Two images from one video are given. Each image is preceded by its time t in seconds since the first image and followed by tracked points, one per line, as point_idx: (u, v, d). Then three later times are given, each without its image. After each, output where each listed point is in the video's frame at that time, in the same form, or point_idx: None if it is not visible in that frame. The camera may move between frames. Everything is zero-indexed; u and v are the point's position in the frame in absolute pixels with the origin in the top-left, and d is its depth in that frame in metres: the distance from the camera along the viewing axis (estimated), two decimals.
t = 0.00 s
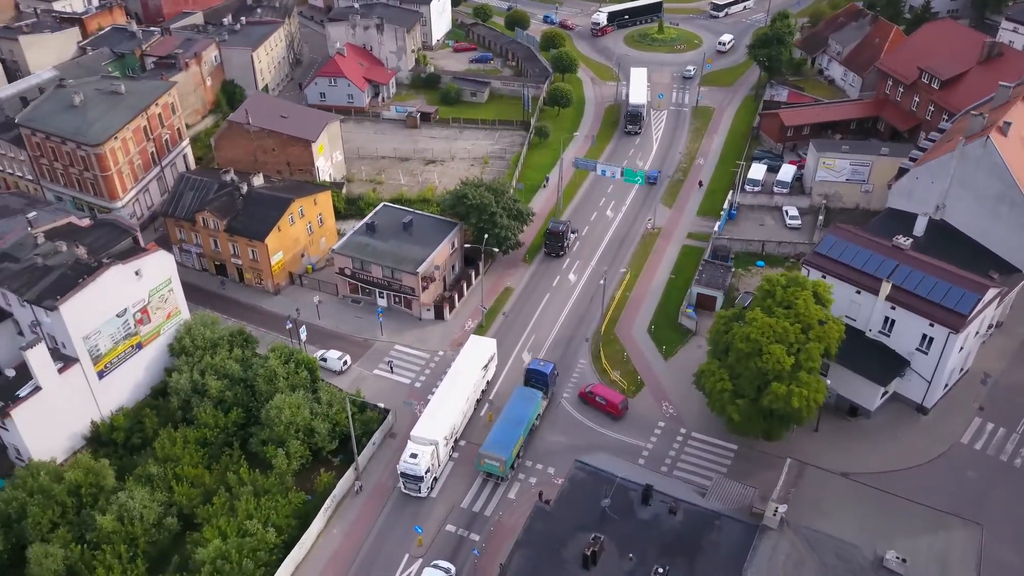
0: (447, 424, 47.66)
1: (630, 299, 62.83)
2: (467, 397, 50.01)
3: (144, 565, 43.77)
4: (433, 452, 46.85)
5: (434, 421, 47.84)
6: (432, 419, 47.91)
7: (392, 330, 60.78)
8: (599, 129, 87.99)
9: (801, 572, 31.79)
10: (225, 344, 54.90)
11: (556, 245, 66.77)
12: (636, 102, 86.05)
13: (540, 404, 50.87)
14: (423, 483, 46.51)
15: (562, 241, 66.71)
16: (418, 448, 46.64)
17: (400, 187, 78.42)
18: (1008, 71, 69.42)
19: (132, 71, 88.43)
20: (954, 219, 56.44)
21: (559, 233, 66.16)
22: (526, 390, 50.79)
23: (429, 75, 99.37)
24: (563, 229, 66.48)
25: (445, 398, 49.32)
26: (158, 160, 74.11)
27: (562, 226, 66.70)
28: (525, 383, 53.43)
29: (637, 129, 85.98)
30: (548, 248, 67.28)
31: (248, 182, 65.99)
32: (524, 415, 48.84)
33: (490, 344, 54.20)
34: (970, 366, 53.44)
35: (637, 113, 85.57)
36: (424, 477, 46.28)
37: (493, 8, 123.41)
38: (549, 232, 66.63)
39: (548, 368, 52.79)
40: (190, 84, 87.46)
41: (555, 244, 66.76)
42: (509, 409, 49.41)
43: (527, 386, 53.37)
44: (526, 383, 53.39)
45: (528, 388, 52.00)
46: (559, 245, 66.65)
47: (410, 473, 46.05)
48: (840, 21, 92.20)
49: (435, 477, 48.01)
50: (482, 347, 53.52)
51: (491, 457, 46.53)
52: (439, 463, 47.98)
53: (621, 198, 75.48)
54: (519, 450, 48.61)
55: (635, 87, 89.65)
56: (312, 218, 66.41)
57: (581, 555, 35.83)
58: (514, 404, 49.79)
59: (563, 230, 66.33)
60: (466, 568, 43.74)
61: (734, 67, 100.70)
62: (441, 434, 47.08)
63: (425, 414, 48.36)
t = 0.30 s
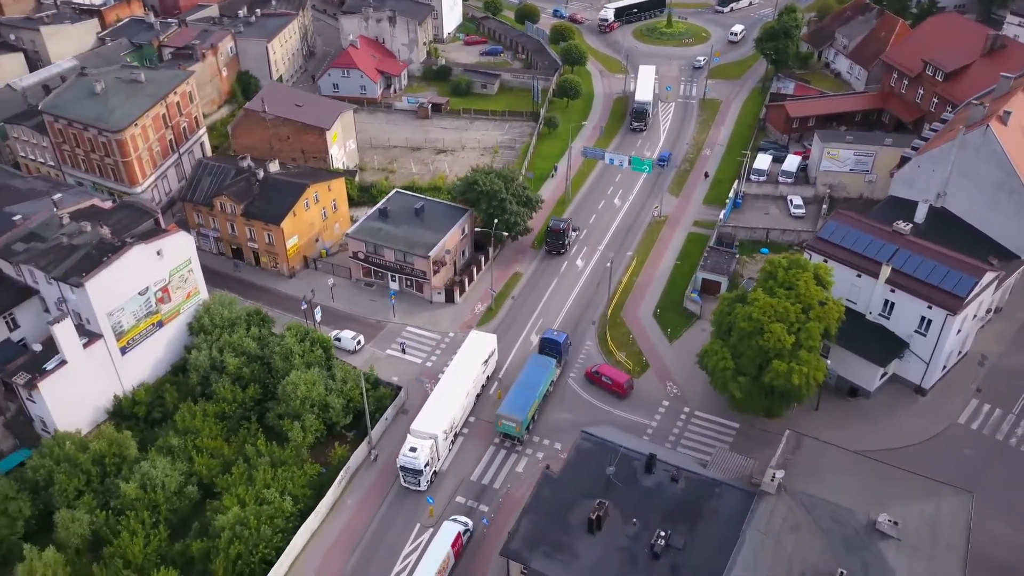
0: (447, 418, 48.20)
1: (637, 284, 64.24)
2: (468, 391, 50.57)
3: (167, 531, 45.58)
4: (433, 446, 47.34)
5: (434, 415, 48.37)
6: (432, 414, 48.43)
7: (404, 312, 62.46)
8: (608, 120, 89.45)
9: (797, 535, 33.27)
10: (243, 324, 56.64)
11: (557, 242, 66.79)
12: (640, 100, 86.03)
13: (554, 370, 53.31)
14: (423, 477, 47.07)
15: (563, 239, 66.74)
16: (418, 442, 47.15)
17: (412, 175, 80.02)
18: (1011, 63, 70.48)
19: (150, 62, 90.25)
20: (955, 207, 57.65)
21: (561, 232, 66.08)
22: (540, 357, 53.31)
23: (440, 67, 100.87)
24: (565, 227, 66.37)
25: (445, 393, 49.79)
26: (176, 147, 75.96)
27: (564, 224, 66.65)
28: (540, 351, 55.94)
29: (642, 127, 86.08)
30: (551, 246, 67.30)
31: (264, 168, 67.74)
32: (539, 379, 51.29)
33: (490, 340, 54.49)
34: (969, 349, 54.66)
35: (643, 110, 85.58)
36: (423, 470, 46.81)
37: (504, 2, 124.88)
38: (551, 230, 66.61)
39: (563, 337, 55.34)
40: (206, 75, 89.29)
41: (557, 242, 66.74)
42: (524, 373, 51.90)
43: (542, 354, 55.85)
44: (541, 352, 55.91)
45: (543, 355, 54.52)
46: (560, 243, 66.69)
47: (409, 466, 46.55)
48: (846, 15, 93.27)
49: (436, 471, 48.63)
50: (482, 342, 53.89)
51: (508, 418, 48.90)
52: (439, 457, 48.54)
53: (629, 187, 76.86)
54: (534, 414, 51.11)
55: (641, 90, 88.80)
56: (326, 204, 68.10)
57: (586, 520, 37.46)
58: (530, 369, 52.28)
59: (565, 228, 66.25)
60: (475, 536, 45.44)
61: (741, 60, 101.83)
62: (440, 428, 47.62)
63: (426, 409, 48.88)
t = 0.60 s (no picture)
0: (446, 412, 48.55)
1: (643, 270, 65.65)
2: (467, 385, 50.95)
3: (187, 498, 47.28)
4: (432, 439, 47.75)
5: (434, 409, 48.69)
6: (431, 407, 48.75)
7: (415, 295, 64.13)
8: (616, 111, 90.84)
9: (794, 499, 34.72)
10: (260, 304, 58.37)
11: (558, 240, 66.97)
12: (646, 96, 86.33)
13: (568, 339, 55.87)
14: (422, 470, 47.46)
15: (563, 236, 66.88)
16: (418, 436, 47.53)
17: (423, 164, 81.63)
18: (1014, 56, 71.53)
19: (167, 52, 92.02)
20: (955, 195, 58.83)
21: (561, 229, 66.21)
22: (554, 327, 55.79)
23: (451, 59, 102.23)
24: (565, 225, 66.48)
25: (444, 388, 50.17)
26: (194, 135, 77.78)
27: (564, 222, 66.81)
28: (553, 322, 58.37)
29: (647, 123, 86.31)
30: (551, 243, 67.43)
31: (280, 155, 69.44)
32: (553, 348, 53.78)
33: (489, 335, 54.68)
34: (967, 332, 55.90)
35: (648, 107, 85.86)
36: (422, 464, 47.18)
37: None
38: (552, 227, 66.76)
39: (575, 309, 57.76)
40: (222, 65, 91.11)
41: (558, 239, 66.93)
42: (540, 341, 54.52)
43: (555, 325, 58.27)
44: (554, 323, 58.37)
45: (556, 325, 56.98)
46: (561, 240, 66.85)
47: (409, 460, 46.94)
48: (853, 9, 94.35)
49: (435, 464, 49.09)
50: (482, 337, 54.32)
51: (523, 382, 51.43)
52: (439, 450, 48.94)
53: (636, 176, 78.24)
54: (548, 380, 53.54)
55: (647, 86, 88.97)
56: (340, 190, 69.76)
57: (592, 487, 39.00)
58: (545, 338, 54.80)
59: (565, 226, 66.40)
60: (485, 506, 47.04)
61: (749, 54, 102.97)
62: (439, 422, 47.97)
63: (426, 403, 49.22)
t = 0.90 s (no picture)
0: (446, 407, 49.09)
1: (649, 256, 67.06)
2: (467, 380, 51.39)
3: (207, 469, 48.99)
4: (432, 433, 48.25)
5: (433, 403, 49.22)
6: (431, 402, 49.28)
7: (427, 279, 65.81)
8: (624, 103, 92.24)
9: (791, 466, 36.18)
10: (276, 285, 60.12)
11: (559, 238, 67.08)
12: (651, 94, 86.49)
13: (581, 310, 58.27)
14: (422, 464, 47.89)
15: (564, 234, 66.95)
16: (417, 430, 48.01)
17: (434, 153, 83.24)
18: (1017, 49, 72.68)
19: (184, 44, 93.88)
20: (955, 183, 60.06)
21: (561, 227, 66.26)
22: (568, 300, 58.27)
23: (462, 53, 103.07)
24: (566, 222, 66.51)
25: (444, 382, 50.65)
26: (211, 123, 79.63)
27: (564, 219, 66.81)
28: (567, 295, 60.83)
29: (651, 120, 86.51)
30: (552, 241, 67.56)
31: (295, 142, 71.16)
32: (566, 318, 56.26)
33: (489, 331, 55.04)
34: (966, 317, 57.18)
35: (652, 105, 85.91)
36: (422, 458, 47.61)
37: None
38: (552, 224, 66.76)
39: (588, 283, 60.14)
40: (238, 56, 92.92)
41: (558, 237, 67.00)
42: (554, 312, 56.96)
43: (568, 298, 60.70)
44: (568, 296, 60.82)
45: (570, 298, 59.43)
46: (562, 237, 66.94)
47: (408, 454, 47.34)
48: (859, 4, 95.44)
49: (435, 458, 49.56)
50: (482, 333, 54.72)
51: (539, 350, 54.09)
52: (438, 445, 49.38)
53: (643, 166, 79.58)
54: (562, 348, 56.09)
55: (653, 81, 89.80)
56: (354, 177, 71.41)
57: (597, 456, 40.57)
58: (559, 309, 57.32)
59: (565, 224, 66.42)
60: (494, 479, 48.70)
61: (756, 48, 104.10)
62: (439, 416, 48.50)
63: (426, 397, 49.73)
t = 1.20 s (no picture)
0: (446, 401, 49.70)
1: (656, 243, 68.48)
2: (467, 375, 51.92)
3: (226, 441, 50.78)
4: (432, 427, 48.77)
5: (433, 398, 49.81)
6: (431, 396, 49.89)
7: (438, 263, 67.45)
8: (632, 94, 93.62)
9: (789, 435, 37.59)
10: (292, 267, 61.87)
11: (559, 235, 67.32)
12: (655, 91, 86.62)
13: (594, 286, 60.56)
14: (421, 458, 48.32)
15: (564, 231, 67.14)
16: (417, 424, 48.53)
17: (445, 142, 84.83)
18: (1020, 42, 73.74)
19: (201, 35, 95.69)
20: (956, 172, 61.25)
21: (561, 224, 66.32)
22: (582, 275, 60.61)
23: (472, 45, 105.01)
24: (566, 220, 66.69)
25: (444, 377, 51.25)
26: (227, 111, 81.43)
27: (564, 216, 66.95)
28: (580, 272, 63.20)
29: (654, 117, 86.83)
30: (552, 238, 67.86)
31: (310, 130, 72.86)
32: (580, 292, 58.66)
33: (488, 327, 55.59)
34: (965, 302, 58.42)
35: (656, 101, 86.18)
36: (421, 452, 48.05)
37: None
38: (552, 221, 67.06)
39: (601, 260, 62.39)
40: (252, 47, 94.66)
41: (558, 234, 67.20)
42: (567, 288, 59.23)
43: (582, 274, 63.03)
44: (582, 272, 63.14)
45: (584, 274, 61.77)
46: (562, 234, 67.13)
47: (408, 447, 47.81)
48: None
49: (434, 453, 50.01)
50: (482, 329, 55.24)
51: (554, 320, 56.50)
52: (438, 438, 49.87)
53: (651, 156, 80.93)
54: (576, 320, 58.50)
55: (660, 77, 89.79)
56: (367, 164, 73.07)
57: (603, 427, 42.12)
58: (573, 283, 59.73)
59: (565, 222, 66.54)
60: (503, 453, 50.28)
61: (764, 42, 105.20)
62: (439, 410, 49.07)
63: (426, 392, 50.32)
